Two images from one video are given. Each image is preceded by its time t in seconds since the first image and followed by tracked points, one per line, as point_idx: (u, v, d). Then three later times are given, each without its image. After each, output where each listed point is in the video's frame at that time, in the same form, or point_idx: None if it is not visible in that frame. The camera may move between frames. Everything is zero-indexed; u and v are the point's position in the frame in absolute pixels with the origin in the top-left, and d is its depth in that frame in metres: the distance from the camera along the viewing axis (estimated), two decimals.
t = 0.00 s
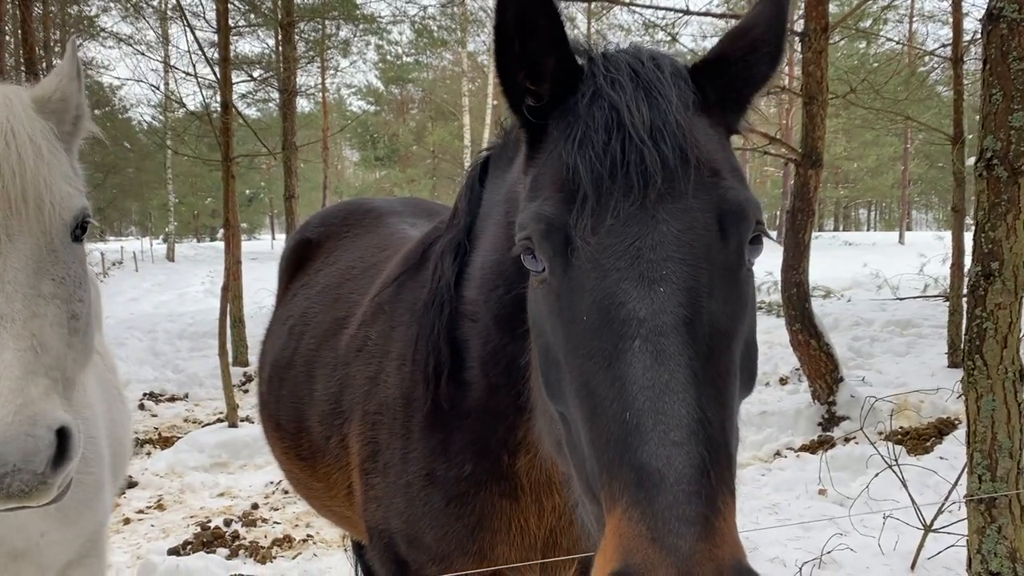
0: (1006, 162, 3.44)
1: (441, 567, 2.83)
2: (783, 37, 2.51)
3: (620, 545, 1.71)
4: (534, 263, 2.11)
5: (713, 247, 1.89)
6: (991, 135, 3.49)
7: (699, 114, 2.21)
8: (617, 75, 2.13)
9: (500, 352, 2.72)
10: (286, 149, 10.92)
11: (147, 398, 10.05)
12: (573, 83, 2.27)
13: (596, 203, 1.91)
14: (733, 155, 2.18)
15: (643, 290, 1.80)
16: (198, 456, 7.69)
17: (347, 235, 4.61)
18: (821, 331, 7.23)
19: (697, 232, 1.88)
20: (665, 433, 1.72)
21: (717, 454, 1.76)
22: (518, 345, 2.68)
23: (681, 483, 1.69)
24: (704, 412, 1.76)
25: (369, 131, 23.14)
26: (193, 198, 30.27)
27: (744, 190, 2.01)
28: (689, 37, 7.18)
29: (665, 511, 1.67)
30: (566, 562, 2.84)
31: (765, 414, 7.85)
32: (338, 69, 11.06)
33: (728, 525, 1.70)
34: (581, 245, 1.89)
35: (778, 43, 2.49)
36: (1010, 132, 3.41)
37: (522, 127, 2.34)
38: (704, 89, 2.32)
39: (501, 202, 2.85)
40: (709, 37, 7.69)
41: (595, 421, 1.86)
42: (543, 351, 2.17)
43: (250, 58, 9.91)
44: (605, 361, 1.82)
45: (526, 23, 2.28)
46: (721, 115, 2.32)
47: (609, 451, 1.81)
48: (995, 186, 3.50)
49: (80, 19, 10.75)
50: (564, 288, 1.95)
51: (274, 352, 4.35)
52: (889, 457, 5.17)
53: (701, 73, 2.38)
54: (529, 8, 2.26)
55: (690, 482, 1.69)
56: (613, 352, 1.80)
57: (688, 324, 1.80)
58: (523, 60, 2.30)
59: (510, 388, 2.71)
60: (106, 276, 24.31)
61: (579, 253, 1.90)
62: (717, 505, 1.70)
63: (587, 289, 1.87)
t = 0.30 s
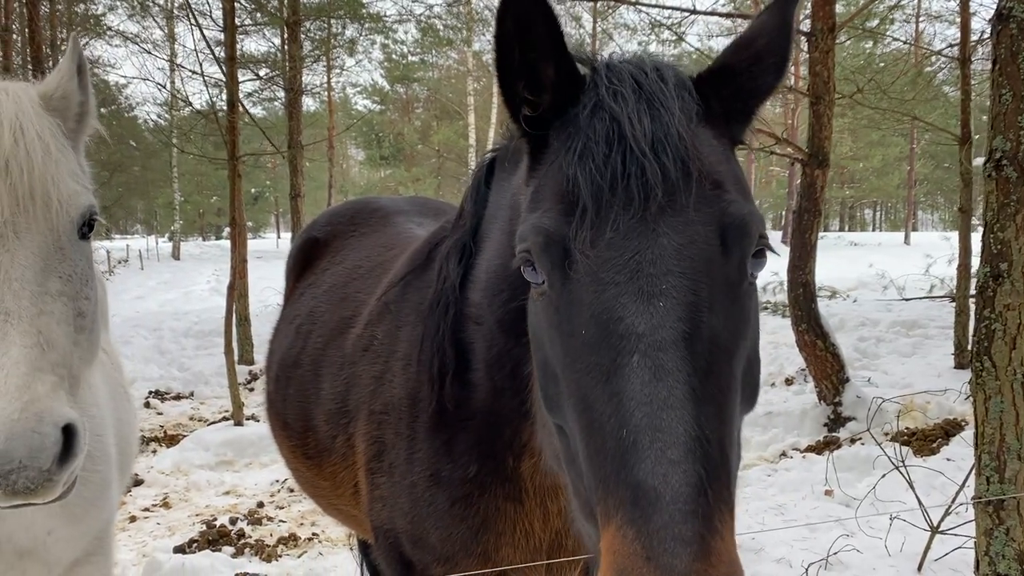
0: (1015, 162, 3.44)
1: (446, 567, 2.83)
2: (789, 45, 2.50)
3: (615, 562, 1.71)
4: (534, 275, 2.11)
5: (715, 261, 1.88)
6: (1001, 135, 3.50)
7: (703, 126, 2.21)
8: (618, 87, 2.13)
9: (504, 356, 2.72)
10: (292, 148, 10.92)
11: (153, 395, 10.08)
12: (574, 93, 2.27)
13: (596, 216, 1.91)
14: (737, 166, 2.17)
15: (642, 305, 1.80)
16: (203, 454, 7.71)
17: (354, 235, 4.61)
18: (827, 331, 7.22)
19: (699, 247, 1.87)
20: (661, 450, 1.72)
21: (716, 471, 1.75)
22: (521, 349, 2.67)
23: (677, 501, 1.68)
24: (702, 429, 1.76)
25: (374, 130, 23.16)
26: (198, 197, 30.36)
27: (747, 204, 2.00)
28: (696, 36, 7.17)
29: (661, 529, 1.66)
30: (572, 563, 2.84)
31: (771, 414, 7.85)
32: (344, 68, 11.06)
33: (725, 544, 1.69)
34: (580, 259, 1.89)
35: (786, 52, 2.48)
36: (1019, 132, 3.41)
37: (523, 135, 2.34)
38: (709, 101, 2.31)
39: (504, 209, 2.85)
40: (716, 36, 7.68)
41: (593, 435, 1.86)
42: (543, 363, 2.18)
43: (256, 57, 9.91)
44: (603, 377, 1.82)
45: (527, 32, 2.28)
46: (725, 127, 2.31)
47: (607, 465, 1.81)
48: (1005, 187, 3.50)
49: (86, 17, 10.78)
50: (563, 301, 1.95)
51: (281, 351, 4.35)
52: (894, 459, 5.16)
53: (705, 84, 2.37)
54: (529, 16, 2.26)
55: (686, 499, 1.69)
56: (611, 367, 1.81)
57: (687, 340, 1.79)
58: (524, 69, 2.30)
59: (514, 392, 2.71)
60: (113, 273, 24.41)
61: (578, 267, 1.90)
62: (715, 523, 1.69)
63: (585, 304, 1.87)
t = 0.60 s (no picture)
0: None
1: (450, 568, 2.82)
2: (791, 40, 2.50)
3: (594, 555, 1.71)
4: (526, 269, 2.11)
5: (708, 256, 1.87)
6: (1010, 135, 3.61)
7: (701, 119, 2.20)
8: (615, 80, 2.12)
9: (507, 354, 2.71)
10: (296, 147, 10.92)
11: (157, 394, 10.09)
12: (572, 86, 2.26)
13: (589, 208, 1.90)
14: (734, 161, 2.16)
15: (631, 299, 1.79)
16: (207, 453, 7.71)
17: (359, 234, 4.61)
18: (832, 331, 7.20)
19: (692, 241, 1.86)
20: (646, 445, 1.71)
21: (701, 468, 1.75)
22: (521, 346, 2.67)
23: (659, 496, 1.68)
24: (687, 425, 1.75)
25: (378, 129, 23.16)
26: (202, 195, 30.40)
27: (744, 200, 1.98)
28: (701, 35, 7.15)
29: (642, 524, 1.66)
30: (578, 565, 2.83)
31: (775, 415, 7.83)
32: (348, 67, 11.05)
33: (707, 542, 1.68)
34: (571, 251, 1.89)
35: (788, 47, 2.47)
36: None
37: (521, 129, 2.33)
38: (708, 95, 2.30)
39: (503, 205, 2.85)
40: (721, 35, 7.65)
41: (580, 429, 1.86)
42: (534, 356, 2.17)
43: (260, 56, 9.90)
44: (590, 370, 1.82)
45: (525, 28, 2.29)
46: (725, 121, 2.29)
47: (592, 458, 1.81)
48: (1013, 187, 3.58)
49: (91, 16, 10.78)
50: (553, 293, 1.95)
51: (287, 350, 4.35)
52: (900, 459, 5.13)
53: (706, 79, 2.36)
54: (527, 10, 2.27)
55: (669, 495, 1.68)
56: (599, 360, 1.80)
57: (677, 335, 1.79)
58: (522, 63, 2.31)
59: (515, 390, 2.71)
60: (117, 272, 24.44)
61: (568, 259, 1.90)
62: (697, 520, 1.69)
63: (575, 296, 1.87)
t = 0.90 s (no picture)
0: None
1: (448, 569, 2.82)
2: (781, 40, 2.50)
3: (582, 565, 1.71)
4: (515, 272, 2.10)
5: (697, 260, 1.86)
6: (1011, 135, 3.71)
7: (690, 119, 2.20)
8: (602, 82, 2.11)
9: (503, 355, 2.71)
10: (295, 146, 10.90)
11: (156, 393, 10.07)
12: (560, 86, 2.26)
13: (577, 212, 1.89)
14: (724, 162, 2.16)
15: (619, 305, 1.79)
16: (206, 452, 7.70)
17: (357, 233, 4.59)
18: (832, 332, 7.19)
19: (679, 246, 1.85)
20: (634, 453, 1.71)
21: (688, 476, 1.75)
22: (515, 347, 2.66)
23: (646, 506, 1.68)
24: (675, 433, 1.75)
25: (378, 129, 23.18)
26: (202, 195, 30.37)
27: (732, 203, 1.98)
28: (701, 35, 7.14)
29: (629, 535, 1.66)
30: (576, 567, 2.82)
31: (775, 415, 7.83)
32: (348, 66, 11.03)
33: (694, 552, 1.68)
34: (559, 256, 1.88)
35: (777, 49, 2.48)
36: None
37: (511, 130, 2.32)
38: (698, 95, 2.30)
39: (494, 205, 2.83)
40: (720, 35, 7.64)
41: (568, 436, 1.85)
42: (523, 359, 2.16)
43: (259, 55, 9.88)
44: (578, 376, 1.81)
45: (514, 24, 2.27)
46: (715, 122, 2.29)
47: (580, 466, 1.81)
48: (1014, 187, 3.70)
49: (91, 15, 10.76)
50: (540, 298, 1.94)
51: (287, 350, 4.34)
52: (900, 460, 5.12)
53: (697, 77, 2.35)
54: (517, 7, 2.24)
55: (656, 504, 1.68)
56: (586, 367, 1.80)
57: (664, 341, 1.78)
58: (512, 62, 2.30)
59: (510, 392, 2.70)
60: (116, 271, 24.42)
61: (556, 264, 1.89)
62: (684, 530, 1.69)
63: (563, 302, 1.86)
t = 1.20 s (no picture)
0: (1016, 163, 3.83)
1: (440, 570, 2.81)
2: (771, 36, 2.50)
3: (576, 562, 1.72)
4: (503, 269, 2.09)
5: (689, 257, 1.86)
6: (1003, 137, 3.89)
7: (680, 116, 2.20)
8: (592, 78, 2.11)
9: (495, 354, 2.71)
10: (288, 147, 10.87)
11: (147, 394, 10.03)
12: (551, 82, 2.25)
13: (567, 209, 1.89)
14: (715, 159, 2.16)
15: (610, 302, 1.78)
16: (198, 453, 7.67)
17: (351, 233, 4.56)
18: (824, 333, 7.21)
19: (670, 243, 1.85)
20: (626, 452, 1.71)
21: (681, 473, 1.75)
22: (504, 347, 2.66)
23: (639, 505, 1.68)
24: (667, 431, 1.75)
25: (371, 129, 23.29)
26: (194, 195, 30.27)
27: (723, 200, 1.98)
28: (694, 36, 7.15)
29: (622, 533, 1.66)
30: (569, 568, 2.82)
31: (767, 415, 7.84)
32: (341, 66, 11.02)
33: (687, 550, 1.69)
34: (549, 252, 1.87)
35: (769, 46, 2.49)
36: (1021, 134, 3.81)
37: (502, 126, 2.32)
38: (687, 92, 2.31)
39: (484, 202, 2.82)
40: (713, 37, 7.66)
41: (559, 434, 1.85)
42: (513, 355, 2.15)
43: (252, 55, 9.86)
44: (569, 374, 1.81)
45: (504, 23, 2.26)
46: (705, 118, 2.30)
47: (571, 464, 1.80)
48: (1006, 188, 3.89)
49: (83, 14, 10.71)
50: (530, 294, 1.93)
51: (280, 350, 4.31)
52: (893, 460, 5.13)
53: (687, 74, 2.35)
54: (506, 7, 2.24)
55: (649, 503, 1.69)
56: (577, 365, 1.79)
57: (656, 339, 1.78)
58: (504, 56, 2.29)
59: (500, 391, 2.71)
60: (107, 272, 24.31)
61: (547, 261, 1.87)
62: (676, 528, 1.70)
63: (553, 299, 1.85)
